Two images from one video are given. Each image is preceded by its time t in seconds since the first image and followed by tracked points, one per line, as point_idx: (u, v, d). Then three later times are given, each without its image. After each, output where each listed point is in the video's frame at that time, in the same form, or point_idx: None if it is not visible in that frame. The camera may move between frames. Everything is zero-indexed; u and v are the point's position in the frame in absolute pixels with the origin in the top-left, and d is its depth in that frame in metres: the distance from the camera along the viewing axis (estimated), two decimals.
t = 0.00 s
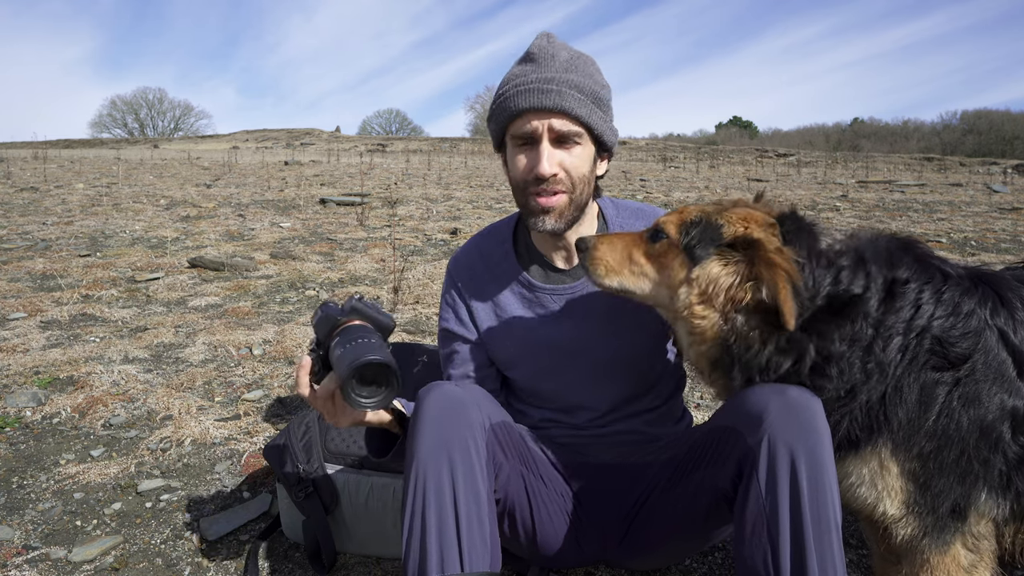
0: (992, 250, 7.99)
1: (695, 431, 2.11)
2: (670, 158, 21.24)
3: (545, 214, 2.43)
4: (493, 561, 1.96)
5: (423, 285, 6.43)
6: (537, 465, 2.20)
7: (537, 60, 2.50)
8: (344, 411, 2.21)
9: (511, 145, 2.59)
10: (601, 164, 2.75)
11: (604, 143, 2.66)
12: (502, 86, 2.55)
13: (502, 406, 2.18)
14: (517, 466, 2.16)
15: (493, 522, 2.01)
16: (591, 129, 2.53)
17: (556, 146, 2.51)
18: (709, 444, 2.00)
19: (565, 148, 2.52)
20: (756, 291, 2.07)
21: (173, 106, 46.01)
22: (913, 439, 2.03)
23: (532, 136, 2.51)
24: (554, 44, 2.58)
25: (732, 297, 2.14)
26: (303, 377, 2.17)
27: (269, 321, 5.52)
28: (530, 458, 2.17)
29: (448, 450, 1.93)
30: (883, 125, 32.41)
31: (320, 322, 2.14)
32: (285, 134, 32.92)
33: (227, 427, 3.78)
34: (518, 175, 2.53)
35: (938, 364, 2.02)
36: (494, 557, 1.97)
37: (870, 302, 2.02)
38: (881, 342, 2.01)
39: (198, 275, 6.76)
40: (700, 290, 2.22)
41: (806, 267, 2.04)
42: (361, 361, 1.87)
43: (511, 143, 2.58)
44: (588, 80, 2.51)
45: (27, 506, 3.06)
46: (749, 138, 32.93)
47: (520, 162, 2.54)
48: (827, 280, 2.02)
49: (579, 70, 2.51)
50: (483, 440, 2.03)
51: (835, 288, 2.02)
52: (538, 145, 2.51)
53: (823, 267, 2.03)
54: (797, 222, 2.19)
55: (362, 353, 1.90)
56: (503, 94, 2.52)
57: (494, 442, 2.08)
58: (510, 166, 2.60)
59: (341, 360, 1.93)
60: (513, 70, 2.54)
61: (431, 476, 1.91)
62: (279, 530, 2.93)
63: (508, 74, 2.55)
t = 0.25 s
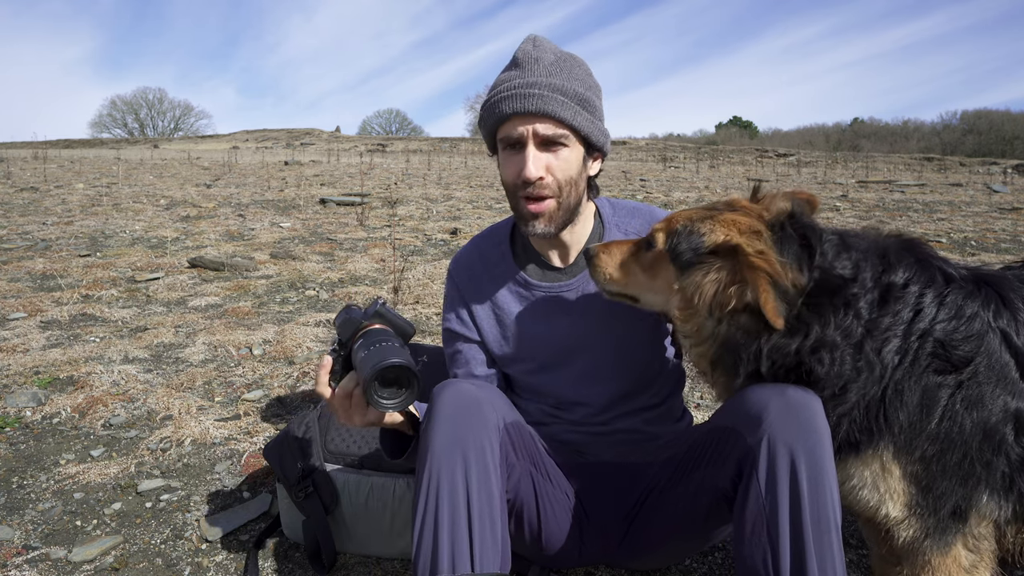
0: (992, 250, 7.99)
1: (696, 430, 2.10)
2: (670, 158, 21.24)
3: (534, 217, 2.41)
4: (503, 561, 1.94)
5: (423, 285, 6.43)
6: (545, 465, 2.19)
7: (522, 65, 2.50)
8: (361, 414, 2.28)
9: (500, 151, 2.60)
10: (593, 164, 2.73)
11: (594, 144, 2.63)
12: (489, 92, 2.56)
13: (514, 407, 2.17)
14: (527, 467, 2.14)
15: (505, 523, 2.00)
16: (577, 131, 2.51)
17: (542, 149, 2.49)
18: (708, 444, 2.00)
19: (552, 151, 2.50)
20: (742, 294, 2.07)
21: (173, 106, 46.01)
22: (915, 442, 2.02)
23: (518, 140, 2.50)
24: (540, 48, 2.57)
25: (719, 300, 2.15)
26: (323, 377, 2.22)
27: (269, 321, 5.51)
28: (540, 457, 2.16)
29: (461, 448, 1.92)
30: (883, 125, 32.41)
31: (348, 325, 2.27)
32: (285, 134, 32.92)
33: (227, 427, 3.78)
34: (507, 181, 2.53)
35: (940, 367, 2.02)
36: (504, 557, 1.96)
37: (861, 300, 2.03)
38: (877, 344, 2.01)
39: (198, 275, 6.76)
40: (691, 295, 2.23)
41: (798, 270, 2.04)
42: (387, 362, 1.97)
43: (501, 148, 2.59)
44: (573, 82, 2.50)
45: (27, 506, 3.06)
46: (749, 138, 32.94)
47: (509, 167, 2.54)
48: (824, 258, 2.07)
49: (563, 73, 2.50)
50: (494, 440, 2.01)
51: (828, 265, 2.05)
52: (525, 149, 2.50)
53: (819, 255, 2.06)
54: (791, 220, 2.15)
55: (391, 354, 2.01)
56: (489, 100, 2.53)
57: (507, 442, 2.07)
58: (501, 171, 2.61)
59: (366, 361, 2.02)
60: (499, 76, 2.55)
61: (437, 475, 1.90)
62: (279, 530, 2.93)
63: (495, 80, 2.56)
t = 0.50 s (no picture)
0: (992, 250, 7.99)
1: (695, 429, 2.10)
2: (670, 158, 21.24)
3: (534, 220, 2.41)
4: (502, 561, 1.94)
5: (423, 285, 6.43)
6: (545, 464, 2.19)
7: (523, 69, 2.50)
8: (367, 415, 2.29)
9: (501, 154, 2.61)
10: (593, 167, 2.73)
11: (594, 148, 2.63)
12: (491, 95, 2.56)
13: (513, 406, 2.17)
14: (527, 467, 2.14)
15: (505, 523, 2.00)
16: (577, 135, 2.51)
17: (542, 154, 2.49)
18: (706, 443, 2.00)
19: (552, 155, 2.50)
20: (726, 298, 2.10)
21: (173, 106, 46.00)
22: (904, 439, 2.03)
23: (519, 144, 2.50)
24: (542, 51, 2.57)
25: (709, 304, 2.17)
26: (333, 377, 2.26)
27: (269, 321, 5.51)
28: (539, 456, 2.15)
29: (461, 447, 1.92)
30: (883, 125, 32.41)
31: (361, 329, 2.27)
32: (285, 134, 32.92)
33: (227, 427, 3.78)
34: (508, 183, 2.54)
35: (927, 364, 2.02)
36: (503, 556, 1.95)
37: (850, 305, 2.03)
38: (865, 344, 2.02)
39: (198, 275, 6.76)
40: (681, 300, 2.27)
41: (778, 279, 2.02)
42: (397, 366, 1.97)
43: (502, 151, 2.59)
44: (574, 87, 2.50)
45: (27, 506, 3.06)
46: (749, 138, 32.94)
47: (509, 170, 2.54)
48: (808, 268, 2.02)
49: (564, 77, 2.50)
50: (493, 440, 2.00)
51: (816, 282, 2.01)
52: (525, 153, 2.50)
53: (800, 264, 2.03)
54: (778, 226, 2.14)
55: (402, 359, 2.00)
56: (491, 103, 2.53)
57: (506, 442, 2.07)
58: (501, 173, 2.61)
59: (375, 365, 2.02)
60: (501, 79, 2.55)
61: (436, 475, 1.90)
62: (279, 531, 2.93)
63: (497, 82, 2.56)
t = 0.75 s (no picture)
0: (992, 250, 7.98)
1: (696, 429, 2.10)
2: (670, 158, 21.23)
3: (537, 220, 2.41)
4: (505, 561, 1.94)
5: (423, 285, 6.43)
6: (546, 464, 2.19)
7: (528, 67, 2.49)
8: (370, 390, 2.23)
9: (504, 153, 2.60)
10: (595, 166, 2.73)
11: (598, 146, 2.63)
12: (495, 93, 2.56)
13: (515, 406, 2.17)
14: (529, 467, 2.13)
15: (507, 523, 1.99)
16: (581, 134, 2.51)
17: (546, 152, 2.49)
18: (708, 443, 2.00)
19: (555, 154, 2.50)
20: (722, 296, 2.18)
21: (173, 106, 46.00)
22: (893, 435, 2.04)
23: (522, 142, 2.50)
24: (546, 48, 2.56)
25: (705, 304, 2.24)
26: (340, 351, 2.28)
27: (269, 321, 5.51)
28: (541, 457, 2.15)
29: (464, 447, 1.92)
30: (883, 125, 32.40)
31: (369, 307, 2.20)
32: (285, 134, 32.92)
33: (227, 427, 3.78)
34: (511, 182, 2.53)
35: (914, 361, 2.03)
36: (506, 557, 1.95)
37: (838, 304, 2.08)
38: (853, 342, 2.05)
39: (198, 275, 6.76)
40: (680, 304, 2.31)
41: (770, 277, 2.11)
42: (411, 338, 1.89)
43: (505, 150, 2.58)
44: (578, 85, 2.49)
45: (27, 506, 3.06)
46: (749, 138, 32.94)
47: (512, 169, 2.54)
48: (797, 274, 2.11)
49: (569, 75, 2.49)
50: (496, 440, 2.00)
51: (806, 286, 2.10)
52: (529, 151, 2.50)
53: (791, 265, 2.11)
54: (769, 227, 2.21)
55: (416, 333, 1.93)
56: (494, 101, 2.53)
57: (509, 442, 2.07)
58: (505, 172, 2.61)
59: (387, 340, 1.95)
60: (505, 77, 2.55)
61: (438, 475, 1.90)
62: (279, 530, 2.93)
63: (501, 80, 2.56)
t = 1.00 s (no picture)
0: (992, 250, 7.99)
1: (696, 429, 2.10)
2: (670, 158, 21.23)
3: (540, 221, 2.41)
4: (504, 562, 1.94)
5: (423, 285, 6.43)
6: (546, 464, 2.19)
7: (530, 69, 2.48)
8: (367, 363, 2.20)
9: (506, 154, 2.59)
10: (597, 166, 2.72)
11: (600, 147, 2.63)
12: (497, 93, 2.55)
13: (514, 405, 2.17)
14: (529, 467, 2.13)
15: (506, 523, 1.99)
16: (583, 136, 2.51)
17: (548, 154, 2.49)
18: (708, 443, 2.00)
19: (558, 156, 2.50)
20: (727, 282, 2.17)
21: (173, 106, 45.99)
22: (890, 433, 2.04)
23: (525, 144, 2.49)
24: (548, 50, 2.55)
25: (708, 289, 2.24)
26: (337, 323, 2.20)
27: (269, 321, 5.52)
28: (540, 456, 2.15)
29: (464, 447, 1.92)
30: (883, 125, 32.40)
31: (364, 274, 2.18)
32: (285, 135, 32.91)
33: (227, 427, 3.78)
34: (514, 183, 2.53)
35: (912, 359, 2.03)
36: (505, 557, 1.95)
37: (837, 286, 2.08)
38: (847, 330, 2.05)
39: (198, 275, 6.76)
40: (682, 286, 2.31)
41: (782, 264, 2.14)
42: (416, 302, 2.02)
43: (507, 150, 2.57)
44: (581, 86, 2.48)
45: (27, 506, 3.06)
46: (749, 138, 32.94)
47: (515, 170, 2.53)
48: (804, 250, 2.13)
49: (572, 77, 2.48)
50: (496, 440, 2.00)
51: (809, 259, 2.12)
52: (531, 153, 2.49)
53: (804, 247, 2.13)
54: (783, 218, 2.24)
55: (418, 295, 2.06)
56: (496, 102, 2.52)
57: (508, 442, 2.06)
58: (507, 172, 2.60)
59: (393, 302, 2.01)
60: (507, 79, 2.53)
61: (439, 474, 1.90)
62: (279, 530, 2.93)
63: (503, 81, 2.55)
